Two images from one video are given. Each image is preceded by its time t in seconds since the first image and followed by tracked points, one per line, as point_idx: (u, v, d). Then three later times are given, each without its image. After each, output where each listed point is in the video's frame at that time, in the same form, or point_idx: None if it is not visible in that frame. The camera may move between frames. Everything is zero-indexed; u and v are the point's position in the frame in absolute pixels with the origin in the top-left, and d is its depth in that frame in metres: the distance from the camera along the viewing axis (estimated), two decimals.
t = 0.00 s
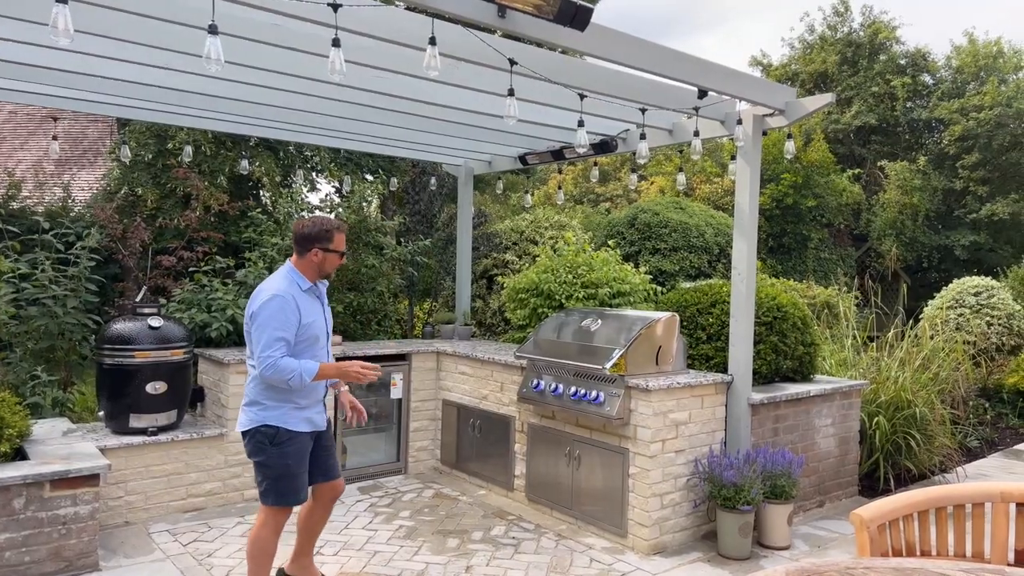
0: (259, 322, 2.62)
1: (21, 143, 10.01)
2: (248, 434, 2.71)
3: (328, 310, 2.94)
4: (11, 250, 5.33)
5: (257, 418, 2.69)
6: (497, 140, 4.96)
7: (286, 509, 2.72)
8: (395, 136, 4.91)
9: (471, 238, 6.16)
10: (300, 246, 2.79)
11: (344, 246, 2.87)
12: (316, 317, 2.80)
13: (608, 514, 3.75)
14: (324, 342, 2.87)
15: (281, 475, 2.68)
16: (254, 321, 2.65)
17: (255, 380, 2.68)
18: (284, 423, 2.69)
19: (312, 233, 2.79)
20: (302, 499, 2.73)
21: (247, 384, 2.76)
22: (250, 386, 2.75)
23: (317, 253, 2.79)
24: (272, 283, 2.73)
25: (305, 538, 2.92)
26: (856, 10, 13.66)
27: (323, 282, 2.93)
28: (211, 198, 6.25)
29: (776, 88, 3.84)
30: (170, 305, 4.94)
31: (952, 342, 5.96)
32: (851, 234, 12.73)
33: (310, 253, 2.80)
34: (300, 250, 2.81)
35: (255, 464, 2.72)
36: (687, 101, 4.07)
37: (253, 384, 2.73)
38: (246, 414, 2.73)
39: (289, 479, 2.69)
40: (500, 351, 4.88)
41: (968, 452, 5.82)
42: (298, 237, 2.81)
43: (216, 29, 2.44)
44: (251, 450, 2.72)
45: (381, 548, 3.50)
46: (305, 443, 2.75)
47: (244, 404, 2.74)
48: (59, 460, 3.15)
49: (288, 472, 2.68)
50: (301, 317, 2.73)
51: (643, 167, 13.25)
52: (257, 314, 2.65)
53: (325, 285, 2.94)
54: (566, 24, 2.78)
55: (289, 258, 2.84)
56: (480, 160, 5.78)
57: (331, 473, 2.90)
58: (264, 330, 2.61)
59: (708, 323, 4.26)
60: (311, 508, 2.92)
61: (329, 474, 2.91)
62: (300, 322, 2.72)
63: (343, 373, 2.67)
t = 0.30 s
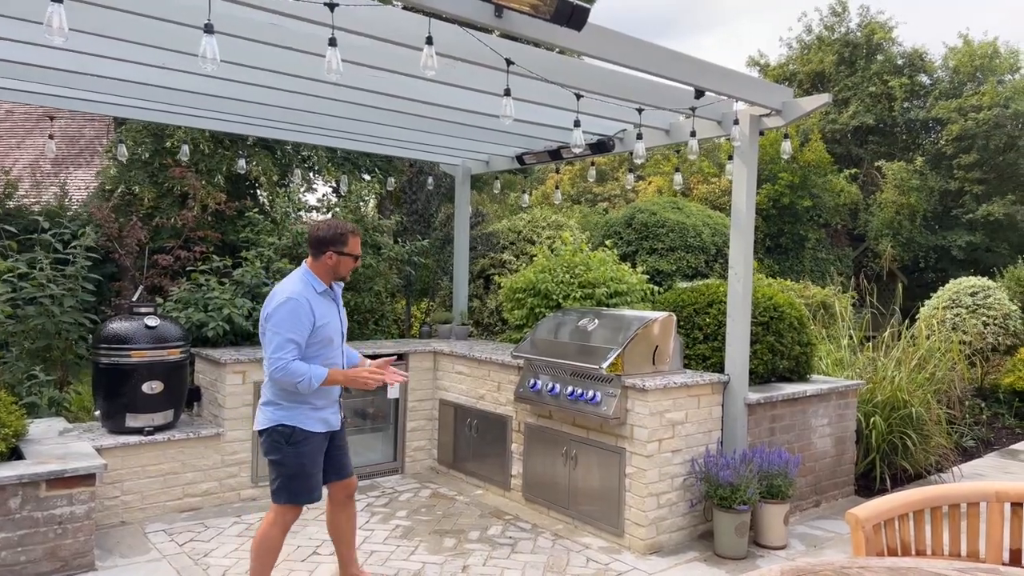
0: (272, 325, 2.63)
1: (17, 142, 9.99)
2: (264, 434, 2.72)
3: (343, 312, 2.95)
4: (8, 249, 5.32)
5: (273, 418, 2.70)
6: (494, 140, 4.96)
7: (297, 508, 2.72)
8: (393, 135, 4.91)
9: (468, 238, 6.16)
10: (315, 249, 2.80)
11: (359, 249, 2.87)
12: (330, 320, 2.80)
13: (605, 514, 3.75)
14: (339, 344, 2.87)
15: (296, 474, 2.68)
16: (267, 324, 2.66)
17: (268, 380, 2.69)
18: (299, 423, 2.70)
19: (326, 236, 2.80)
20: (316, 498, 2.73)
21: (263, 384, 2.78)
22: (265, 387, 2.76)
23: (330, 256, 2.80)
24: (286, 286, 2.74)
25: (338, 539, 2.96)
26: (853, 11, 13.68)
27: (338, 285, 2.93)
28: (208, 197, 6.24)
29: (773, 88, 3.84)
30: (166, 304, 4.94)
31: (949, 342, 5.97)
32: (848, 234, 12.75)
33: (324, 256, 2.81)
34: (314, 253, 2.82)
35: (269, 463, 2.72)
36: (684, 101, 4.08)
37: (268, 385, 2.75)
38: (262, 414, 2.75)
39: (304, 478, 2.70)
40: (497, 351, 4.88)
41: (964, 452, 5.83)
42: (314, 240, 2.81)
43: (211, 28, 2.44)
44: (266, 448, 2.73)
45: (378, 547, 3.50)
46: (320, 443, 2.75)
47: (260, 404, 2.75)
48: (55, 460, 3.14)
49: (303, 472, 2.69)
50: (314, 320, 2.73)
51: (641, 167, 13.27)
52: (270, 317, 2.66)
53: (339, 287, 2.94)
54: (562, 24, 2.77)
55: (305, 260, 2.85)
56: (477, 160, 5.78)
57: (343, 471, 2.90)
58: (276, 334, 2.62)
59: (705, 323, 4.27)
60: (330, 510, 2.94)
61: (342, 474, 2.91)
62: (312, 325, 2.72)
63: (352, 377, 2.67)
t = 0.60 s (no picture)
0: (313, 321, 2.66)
1: (15, 142, 9.98)
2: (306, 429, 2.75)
3: (381, 310, 2.96)
4: (6, 250, 5.31)
5: (314, 414, 2.73)
6: (494, 140, 4.96)
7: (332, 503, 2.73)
8: (392, 135, 4.91)
9: (466, 239, 6.16)
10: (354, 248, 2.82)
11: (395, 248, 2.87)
12: (369, 317, 2.82)
13: (604, 514, 3.75)
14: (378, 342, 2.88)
15: (334, 468, 2.69)
16: (308, 321, 2.69)
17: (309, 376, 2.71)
18: (340, 417, 2.72)
19: (364, 237, 2.81)
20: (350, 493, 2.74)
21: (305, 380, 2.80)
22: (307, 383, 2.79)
23: (367, 256, 2.80)
24: (326, 284, 2.76)
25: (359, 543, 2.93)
26: (850, 11, 13.70)
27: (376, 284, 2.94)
28: (206, 197, 6.24)
29: (772, 88, 3.84)
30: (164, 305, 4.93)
31: (947, 341, 5.97)
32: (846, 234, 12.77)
33: (362, 256, 2.82)
34: (352, 253, 2.84)
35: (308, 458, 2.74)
36: (683, 101, 4.08)
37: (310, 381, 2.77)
38: (303, 410, 2.78)
39: (341, 472, 2.71)
40: (496, 351, 4.88)
41: (963, 451, 5.83)
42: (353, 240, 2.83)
43: (209, 28, 2.44)
44: (306, 443, 2.75)
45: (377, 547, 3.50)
46: (358, 439, 2.77)
47: (302, 401, 2.78)
48: (53, 461, 3.14)
49: (340, 466, 2.70)
50: (353, 317, 2.75)
51: (640, 167, 13.27)
52: (310, 313, 2.68)
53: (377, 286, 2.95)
54: (560, 24, 2.77)
55: (344, 260, 2.87)
56: (476, 160, 5.78)
57: (373, 473, 2.91)
58: (316, 330, 2.64)
59: (703, 323, 4.27)
60: (353, 512, 2.90)
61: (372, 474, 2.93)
62: (351, 321, 2.74)
63: (388, 372, 2.68)
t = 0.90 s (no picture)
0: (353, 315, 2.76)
1: (16, 142, 9.99)
2: (349, 421, 2.85)
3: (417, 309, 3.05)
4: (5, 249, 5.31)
5: (356, 405, 2.83)
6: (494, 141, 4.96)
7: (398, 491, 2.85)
8: (393, 135, 4.91)
9: (466, 239, 6.16)
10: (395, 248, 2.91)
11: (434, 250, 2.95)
12: (405, 314, 2.91)
13: (604, 515, 3.75)
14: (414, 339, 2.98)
15: (389, 456, 2.80)
16: (348, 315, 2.79)
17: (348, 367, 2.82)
18: (382, 407, 2.82)
19: (406, 238, 2.90)
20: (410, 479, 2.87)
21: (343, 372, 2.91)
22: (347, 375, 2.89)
23: (408, 257, 2.89)
24: (366, 280, 2.86)
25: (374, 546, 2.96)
26: (850, 12, 13.70)
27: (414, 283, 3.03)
28: (205, 197, 6.24)
29: (772, 89, 3.84)
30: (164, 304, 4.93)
31: (946, 342, 5.97)
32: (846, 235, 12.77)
33: (402, 257, 2.91)
34: (393, 253, 2.93)
35: (360, 450, 2.85)
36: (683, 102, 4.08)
37: (348, 373, 2.88)
38: (344, 402, 2.88)
39: (395, 460, 2.82)
40: (495, 351, 4.88)
41: (962, 452, 5.84)
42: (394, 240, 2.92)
43: (210, 27, 2.43)
44: (356, 436, 2.85)
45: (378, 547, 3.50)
46: (401, 429, 2.87)
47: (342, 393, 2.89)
48: (52, 460, 3.14)
49: (394, 454, 2.82)
50: (391, 313, 2.85)
51: (640, 167, 13.27)
52: (350, 308, 2.79)
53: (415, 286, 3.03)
54: (561, 24, 2.77)
55: (385, 259, 2.97)
56: (476, 161, 5.78)
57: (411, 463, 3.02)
58: (356, 323, 2.75)
59: (703, 324, 4.27)
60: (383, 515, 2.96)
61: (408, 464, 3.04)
62: (389, 317, 2.84)
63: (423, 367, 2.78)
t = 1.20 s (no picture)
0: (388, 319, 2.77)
1: (12, 139, 9.96)
2: (384, 421, 2.88)
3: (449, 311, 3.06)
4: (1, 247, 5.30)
5: (392, 406, 2.85)
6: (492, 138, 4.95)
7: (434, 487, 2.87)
8: (391, 133, 4.90)
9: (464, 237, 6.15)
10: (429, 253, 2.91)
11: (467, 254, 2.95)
12: (439, 317, 2.93)
13: (602, 513, 3.75)
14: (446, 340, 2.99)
15: (427, 454, 2.83)
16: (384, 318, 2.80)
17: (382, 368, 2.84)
18: (417, 408, 2.85)
19: (440, 242, 2.90)
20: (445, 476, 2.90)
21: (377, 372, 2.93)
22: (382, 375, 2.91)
23: (441, 262, 2.90)
24: (401, 283, 2.87)
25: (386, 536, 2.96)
26: (847, 10, 13.71)
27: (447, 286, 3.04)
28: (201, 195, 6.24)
29: (770, 87, 3.84)
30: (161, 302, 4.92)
31: (943, 341, 5.98)
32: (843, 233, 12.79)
33: (435, 261, 2.92)
34: (426, 256, 2.93)
35: (397, 450, 2.85)
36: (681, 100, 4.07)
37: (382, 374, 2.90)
38: (378, 402, 2.90)
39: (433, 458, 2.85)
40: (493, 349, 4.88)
41: (959, 450, 5.85)
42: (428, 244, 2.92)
43: (207, 25, 2.42)
44: (392, 436, 2.86)
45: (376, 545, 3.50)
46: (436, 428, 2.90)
47: (376, 393, 2.91)
48: (49, 459, 3.13)
49: (432, 451, 2.85)
50: (426, 316, 2.86)
51: (638, 165, 13.28)
52: (386, 311, 2.80)
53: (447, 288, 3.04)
54: (559, 22, 2.76)
55: (418, 262, 2.97)
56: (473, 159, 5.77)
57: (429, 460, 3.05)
58: (392, 327, 2.76)
59: (701, 321, 4.27)
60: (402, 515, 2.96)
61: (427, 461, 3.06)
62: (423, 321, 2.85)
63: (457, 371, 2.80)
